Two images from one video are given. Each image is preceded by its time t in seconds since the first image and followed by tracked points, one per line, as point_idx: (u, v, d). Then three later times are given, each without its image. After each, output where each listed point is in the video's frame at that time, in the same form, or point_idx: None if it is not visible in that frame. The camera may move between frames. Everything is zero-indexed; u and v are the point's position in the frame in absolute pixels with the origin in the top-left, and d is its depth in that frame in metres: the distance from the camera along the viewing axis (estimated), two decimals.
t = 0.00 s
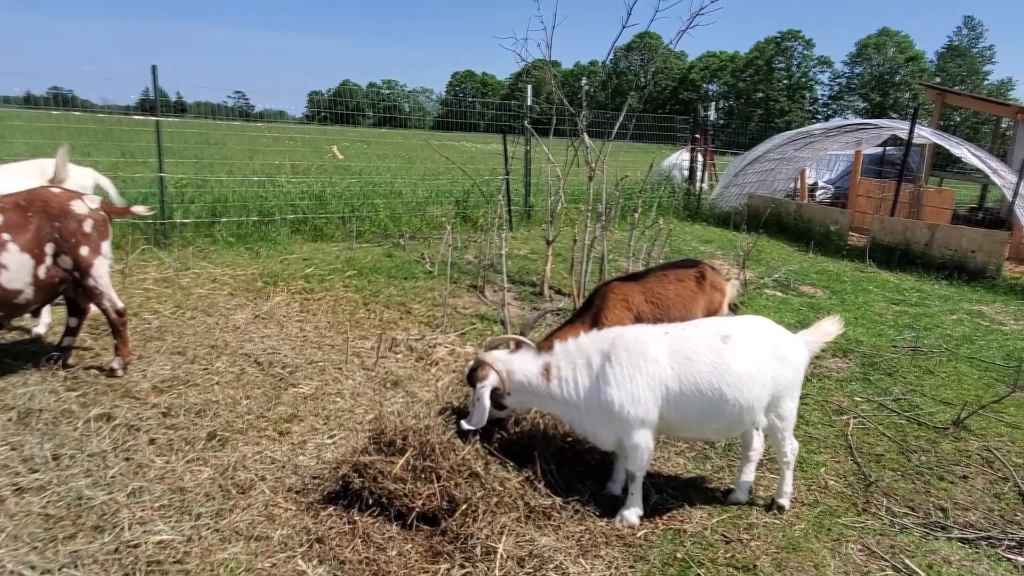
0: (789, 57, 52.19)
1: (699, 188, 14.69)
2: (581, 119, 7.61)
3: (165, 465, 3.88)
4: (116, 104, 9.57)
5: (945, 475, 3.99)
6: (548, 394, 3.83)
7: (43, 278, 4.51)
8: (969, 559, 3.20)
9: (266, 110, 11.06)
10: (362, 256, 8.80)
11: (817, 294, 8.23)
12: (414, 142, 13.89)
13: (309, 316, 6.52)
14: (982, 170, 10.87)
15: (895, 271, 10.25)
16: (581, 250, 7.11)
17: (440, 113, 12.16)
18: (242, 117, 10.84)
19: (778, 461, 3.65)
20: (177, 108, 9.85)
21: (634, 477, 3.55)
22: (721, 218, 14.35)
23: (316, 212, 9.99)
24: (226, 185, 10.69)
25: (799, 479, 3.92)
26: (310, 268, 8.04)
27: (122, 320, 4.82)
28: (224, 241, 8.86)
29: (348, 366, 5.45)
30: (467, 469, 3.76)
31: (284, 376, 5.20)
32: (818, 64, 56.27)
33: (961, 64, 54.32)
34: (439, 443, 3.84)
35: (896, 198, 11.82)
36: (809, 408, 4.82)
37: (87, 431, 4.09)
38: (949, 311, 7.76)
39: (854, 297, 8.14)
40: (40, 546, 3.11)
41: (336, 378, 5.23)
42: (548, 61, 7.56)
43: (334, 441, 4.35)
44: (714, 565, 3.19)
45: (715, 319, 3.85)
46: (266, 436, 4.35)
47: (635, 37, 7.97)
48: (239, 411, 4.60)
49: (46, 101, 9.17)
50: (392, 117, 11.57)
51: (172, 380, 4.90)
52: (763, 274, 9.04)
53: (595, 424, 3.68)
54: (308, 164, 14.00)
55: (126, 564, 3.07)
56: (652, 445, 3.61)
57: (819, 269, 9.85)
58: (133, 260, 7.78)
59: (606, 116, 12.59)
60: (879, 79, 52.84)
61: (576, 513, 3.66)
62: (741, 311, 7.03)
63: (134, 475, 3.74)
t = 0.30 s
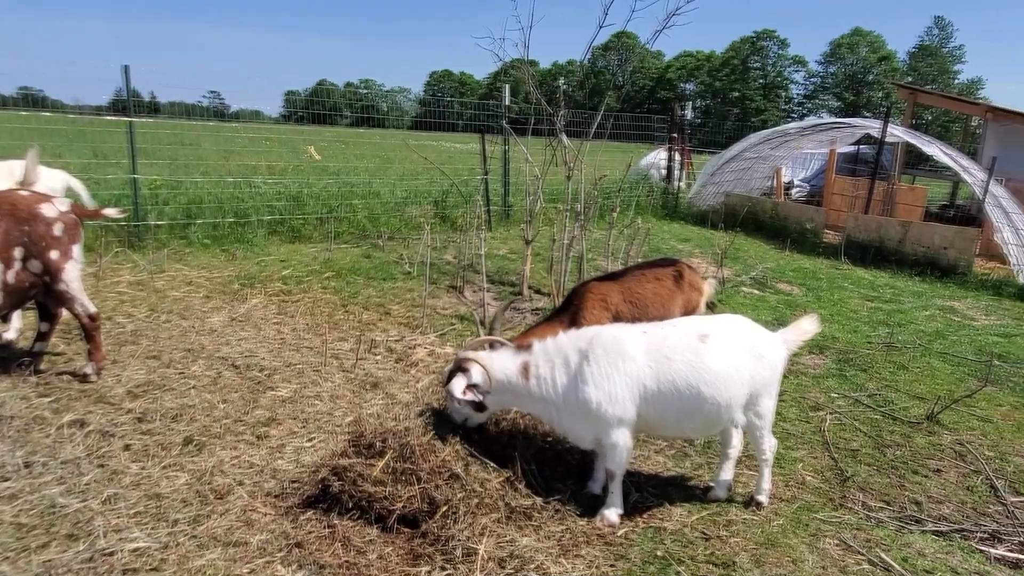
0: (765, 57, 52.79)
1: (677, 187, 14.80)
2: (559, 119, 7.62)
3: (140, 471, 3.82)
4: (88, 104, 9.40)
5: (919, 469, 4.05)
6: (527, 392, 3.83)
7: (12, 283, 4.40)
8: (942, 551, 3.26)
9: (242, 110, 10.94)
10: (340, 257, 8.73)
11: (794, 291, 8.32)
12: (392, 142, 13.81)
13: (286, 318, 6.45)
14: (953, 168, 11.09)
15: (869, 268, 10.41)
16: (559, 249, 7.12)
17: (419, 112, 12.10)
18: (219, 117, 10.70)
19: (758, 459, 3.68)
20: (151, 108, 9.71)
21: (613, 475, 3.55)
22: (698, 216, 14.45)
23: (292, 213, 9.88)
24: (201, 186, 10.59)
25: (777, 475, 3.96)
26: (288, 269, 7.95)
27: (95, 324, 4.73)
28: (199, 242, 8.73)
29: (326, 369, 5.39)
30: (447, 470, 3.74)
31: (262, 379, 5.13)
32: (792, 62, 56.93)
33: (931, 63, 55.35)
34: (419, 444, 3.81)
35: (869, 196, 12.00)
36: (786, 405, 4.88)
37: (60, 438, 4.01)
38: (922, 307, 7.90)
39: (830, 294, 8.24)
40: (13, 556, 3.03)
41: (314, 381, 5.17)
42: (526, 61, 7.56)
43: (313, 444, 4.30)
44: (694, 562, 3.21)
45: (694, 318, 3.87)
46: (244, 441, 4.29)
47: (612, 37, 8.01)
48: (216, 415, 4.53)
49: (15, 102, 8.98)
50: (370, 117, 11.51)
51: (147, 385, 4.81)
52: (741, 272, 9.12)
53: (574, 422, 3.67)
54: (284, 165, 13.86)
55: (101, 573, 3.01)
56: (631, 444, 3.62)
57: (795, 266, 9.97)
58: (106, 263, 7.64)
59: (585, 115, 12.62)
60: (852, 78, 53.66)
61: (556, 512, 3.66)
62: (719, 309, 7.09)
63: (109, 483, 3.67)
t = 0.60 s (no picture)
0: (731, 57, 53.55)
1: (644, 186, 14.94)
2: (526, 119, 7.61)
3: (97, 481, 3.70)
4: (44, 102, 9.12)
5: (881, 465, 4.11)
6: (492, 395, 3.79)
7: None
8: (904, 545, 3.30)
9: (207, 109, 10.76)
10: (306, 259, 8.59)
11: (760, 289, 8.42)
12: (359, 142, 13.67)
13: (250, 321, 6.32)
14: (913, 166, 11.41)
15: (833, 266, 10.59)
16: (528, 249, 7.09)
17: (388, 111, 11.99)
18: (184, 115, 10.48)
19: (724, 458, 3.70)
20: (111, 106, 9.50)
21: (580, 476, 3.53)
22: (665, 215, 14.55)
23: (257, 214, 9.70)
24: (162, 188, 10.45)
25: (743, 473, 3.99)
26: (252, 272, 7.80)
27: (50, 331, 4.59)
28: (161, 245, 8.52)
29: (291, 373, 5.28)
30: (413, 474, 3.62)
31: (225, 384, 5.01)
32: (758, 63, 57.84)
33: (892, 64, 56.69)
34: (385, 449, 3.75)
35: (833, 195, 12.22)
36: (752, 403, 4.92)
37: (12, 449, 3.87)
38: (884, 304, 8.06)
39: (795, 292, 8.36)
40: None
41: (279, 385, 5.06)
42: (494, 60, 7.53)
43: (277, 450, 4.20)
44: (661, 563, 3.20)
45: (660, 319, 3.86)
46: (206, 448, 4.17)
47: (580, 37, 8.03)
48: (177, 422, 4.41)
49: None
50: (337, 117, 11.39)
51: (104, 392, 4.67)
52: (708, 270, 9.20)
53: (539, 424, 3.65)
54: (249, 165, 13.63)
55: None
56: (597, 445, 3.61)
57: (761, 264, 10.09)
58: (63, 267, 7.40)
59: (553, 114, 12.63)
60: (816, 79, 54.72)
61: (524, 514, 3.61)
62: (687, 308, 7.13)
63: (64, 494, 3.55)
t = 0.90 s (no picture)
0: (699, 57, 54.17)
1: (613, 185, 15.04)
2: (492, 118, 7.56)
3: (48, 492, 3.57)
4: None
5: (844, 461, 4.15)
6: (455, 395, 3.73)
7: None
8: (865, 541, 3.33)
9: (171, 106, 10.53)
10: (271, 259, 8.43)
11: (726, 287, 8.49)
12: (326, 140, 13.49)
13: (211, 324, 6.16)
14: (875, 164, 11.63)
15: (799, 264, 10.73)
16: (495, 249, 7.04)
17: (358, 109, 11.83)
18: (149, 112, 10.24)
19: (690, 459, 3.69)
20: (68, 103, 9.24)
21: (544, 478, 3.50)
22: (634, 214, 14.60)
23: (220, 214, 9.50)
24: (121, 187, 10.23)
25: (709, 471, 3.99)
26: (214, 273, 7.63)
27: None
28: (119, 245, 8.28)
29: (253, 376, 5.16)
30: (376, 479, 3.54)
31: (183, 389, 4.87)
32: (725, 63, 58.60)
33: (855, 64, 57.87)
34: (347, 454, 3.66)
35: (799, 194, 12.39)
36: (717, 401, 4.94)
37: None
38: (847, 301, 8.18)
39: (760, 289, 8.44)
40: None
41: (240, 389, 4.94)
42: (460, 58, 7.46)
43: (237, 455, 4.08)
44: (626, 563, 3.18)
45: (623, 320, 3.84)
46: (163, 454, 4.05)
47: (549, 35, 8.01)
48: (133, 429, 4.27)
49: None
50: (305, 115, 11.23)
51: (57, 399, 4.51)
52: (675, 269, 9.25)
53: (503, 425, 3.60)
54: (212, 164, 13.37)
55: None
56: (561, 446, 3.58)
57: (728, 262, 10.18)
58: (16, 269, 7.15)
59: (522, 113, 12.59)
60: (782, 79, 55.64)
61: (489, 517, 3.56)
62: (654, 307, 7.15)
63: (13, 506, 3.41)
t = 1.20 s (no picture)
0: (671, 56, 54.56)
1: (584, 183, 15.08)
2: (459, 117, 7.47)
3: None
4: None
5: (809, 459, 4.16)
6: (417, 399, 3.64)
7: None
8: (829, 541, 3.32)
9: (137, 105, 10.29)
10: (234, 262, 8.25)
11: (696, 286, 8.51)
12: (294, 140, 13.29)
13: (171, 329, 6.00)
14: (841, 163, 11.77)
15: (768, 262, 10.82)
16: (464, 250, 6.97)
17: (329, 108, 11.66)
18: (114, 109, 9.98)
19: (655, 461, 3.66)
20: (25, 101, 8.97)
21: (508, 483, 3.44)
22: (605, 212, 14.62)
23: (182, 215, 9.31)
24: (80, 188, 9.97)
25: (675, 472, 3.97)
26: (175, 275, 7.44)
27: None
28: (78, 248, 8.04)
29: (213, 382, 5.02)
30: (336, 488, 3.45)
31: (140, 396, 4.72)
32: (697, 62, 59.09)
33: (824, 64, 58.77)
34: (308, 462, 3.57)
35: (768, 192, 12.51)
36: (685, 401, 4.93)
37: None
38: (815, 299, 8.25)
39: (730, 288, 8.48)
40: None
41: (199, 396, 4.80)
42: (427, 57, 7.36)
43: (194, 464, 3.96)
44: (591, 568, 3.14)
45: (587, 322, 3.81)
46: (117, 465, 3.91)
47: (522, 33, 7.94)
48: (85, 439, 4.12)
49: None
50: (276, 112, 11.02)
51: (6, 409, 4.34)
52: (645, 268, 9.25)
53: (466, 429, 3.52)
54: (177, 164, 13.10)
55: None
56: (524, 450, 3.52)
57: (699, 261, 10.22)
58: None
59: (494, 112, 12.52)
60: (753, 78, 56.30)
61: (453, 524, 3.50)
62: (623, 307, 7.14)
63: None
